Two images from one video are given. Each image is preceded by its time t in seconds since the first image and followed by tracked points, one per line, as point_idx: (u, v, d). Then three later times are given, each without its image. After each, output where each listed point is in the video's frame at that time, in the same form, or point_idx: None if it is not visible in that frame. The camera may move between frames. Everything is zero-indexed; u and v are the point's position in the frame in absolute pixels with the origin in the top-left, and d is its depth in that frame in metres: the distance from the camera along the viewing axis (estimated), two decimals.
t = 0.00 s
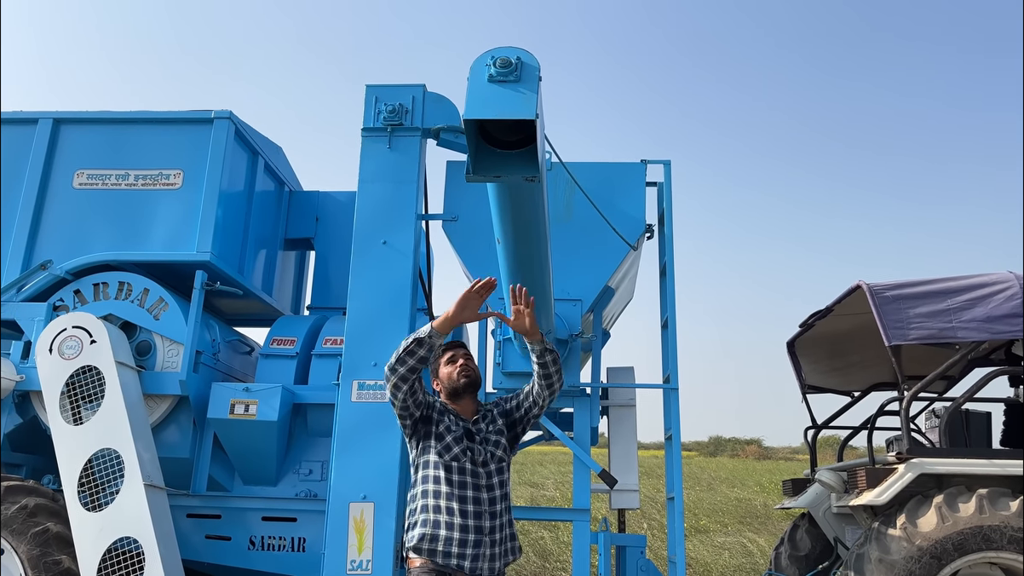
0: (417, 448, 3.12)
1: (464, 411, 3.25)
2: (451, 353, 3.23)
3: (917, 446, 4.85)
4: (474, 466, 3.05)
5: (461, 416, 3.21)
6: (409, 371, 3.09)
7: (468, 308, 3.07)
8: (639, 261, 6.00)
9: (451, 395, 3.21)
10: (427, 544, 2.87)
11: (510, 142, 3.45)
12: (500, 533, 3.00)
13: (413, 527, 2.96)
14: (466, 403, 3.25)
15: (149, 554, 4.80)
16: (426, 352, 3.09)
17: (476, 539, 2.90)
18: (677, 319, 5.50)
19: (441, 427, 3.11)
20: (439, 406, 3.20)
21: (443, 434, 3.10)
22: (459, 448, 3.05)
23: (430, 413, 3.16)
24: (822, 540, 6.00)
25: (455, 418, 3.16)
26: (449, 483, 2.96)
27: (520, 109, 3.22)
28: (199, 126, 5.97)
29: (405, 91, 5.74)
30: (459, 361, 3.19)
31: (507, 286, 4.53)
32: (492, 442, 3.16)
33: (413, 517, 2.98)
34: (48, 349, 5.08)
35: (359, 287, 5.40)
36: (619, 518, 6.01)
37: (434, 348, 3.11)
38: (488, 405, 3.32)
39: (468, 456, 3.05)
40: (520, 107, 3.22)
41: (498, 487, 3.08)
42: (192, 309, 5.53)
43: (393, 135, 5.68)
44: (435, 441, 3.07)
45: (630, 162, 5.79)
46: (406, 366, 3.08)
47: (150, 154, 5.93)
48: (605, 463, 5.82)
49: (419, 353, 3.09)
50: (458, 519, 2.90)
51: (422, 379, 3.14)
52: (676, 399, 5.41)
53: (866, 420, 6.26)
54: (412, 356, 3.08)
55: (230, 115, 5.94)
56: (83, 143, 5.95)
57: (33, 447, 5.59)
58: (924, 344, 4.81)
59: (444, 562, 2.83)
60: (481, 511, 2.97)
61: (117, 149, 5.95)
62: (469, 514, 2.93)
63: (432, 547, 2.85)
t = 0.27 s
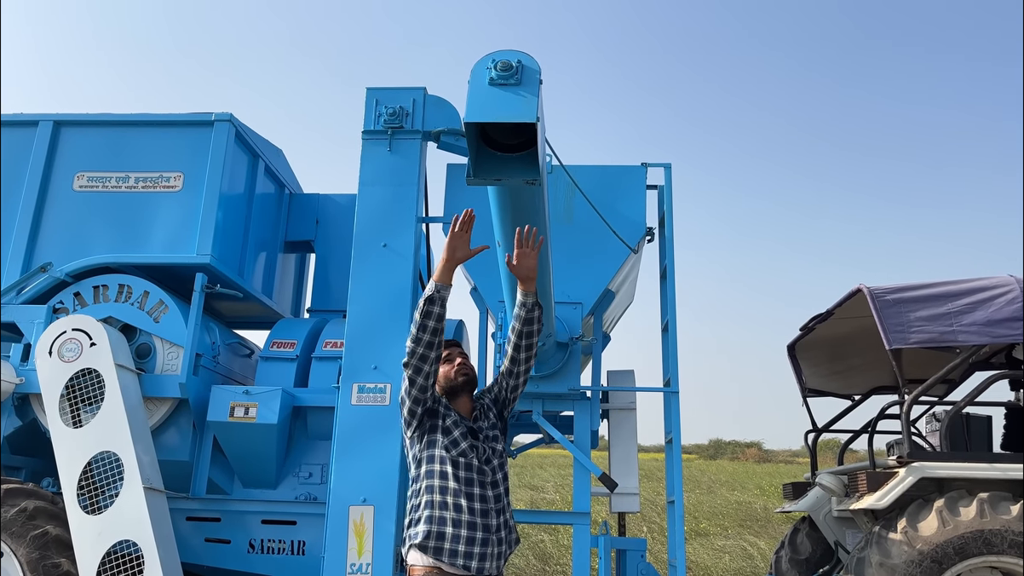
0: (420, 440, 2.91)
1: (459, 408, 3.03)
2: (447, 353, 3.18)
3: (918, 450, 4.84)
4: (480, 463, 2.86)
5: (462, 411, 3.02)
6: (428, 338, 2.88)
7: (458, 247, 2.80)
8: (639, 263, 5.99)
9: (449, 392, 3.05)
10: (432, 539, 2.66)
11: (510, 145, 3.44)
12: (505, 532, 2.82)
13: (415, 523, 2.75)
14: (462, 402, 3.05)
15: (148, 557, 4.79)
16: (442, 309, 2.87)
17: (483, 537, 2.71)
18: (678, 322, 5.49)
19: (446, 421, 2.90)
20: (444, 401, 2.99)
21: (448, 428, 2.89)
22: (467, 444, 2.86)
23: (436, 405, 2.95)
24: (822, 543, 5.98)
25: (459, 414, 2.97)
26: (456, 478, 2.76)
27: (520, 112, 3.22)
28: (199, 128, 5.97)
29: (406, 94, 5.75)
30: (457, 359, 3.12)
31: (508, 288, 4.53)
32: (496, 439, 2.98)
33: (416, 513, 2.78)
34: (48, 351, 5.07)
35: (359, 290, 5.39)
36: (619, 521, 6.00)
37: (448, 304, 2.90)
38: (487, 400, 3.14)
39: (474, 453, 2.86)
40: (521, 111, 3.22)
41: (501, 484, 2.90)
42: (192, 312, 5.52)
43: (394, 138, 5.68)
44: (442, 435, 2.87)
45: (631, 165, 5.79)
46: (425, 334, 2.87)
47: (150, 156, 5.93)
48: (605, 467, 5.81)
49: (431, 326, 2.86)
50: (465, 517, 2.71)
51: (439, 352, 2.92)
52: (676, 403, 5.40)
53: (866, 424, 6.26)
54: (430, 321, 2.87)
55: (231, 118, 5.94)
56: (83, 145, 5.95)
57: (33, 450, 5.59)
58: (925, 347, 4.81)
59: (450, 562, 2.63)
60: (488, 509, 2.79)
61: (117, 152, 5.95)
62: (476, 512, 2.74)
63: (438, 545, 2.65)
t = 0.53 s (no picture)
0: (418, 434, 2.89)
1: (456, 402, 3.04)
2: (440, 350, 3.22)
3: (919, 451, 4.83)
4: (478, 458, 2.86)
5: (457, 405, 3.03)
6: (433, 324, 2.89)
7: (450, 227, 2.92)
8: (640, 264, 5.99)
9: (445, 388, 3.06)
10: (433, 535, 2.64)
11: (511, 147, 3.44)
12: (503, 528, 2.83)
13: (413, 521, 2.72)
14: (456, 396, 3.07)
15: (148, 558, 4.79)
16: (444, 293, 2.90)
17: (484, 533, 2.71)
18: (678, 323, 5.49)
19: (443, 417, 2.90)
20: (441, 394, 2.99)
21: (447, 422, 2.90)
22: (466, 438, 2.87)
23: (433, 399, 2.95)
24: (822, 545, 5.98)
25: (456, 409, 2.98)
26: (457, 472, 2.75)
27: (521, 113, 3.21)
28: (200, 129, 5.96)
29: (406, 95, 5.74)
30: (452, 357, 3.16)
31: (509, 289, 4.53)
32: (492, 436, 3.00)
33: (413, 509, 2.75)
34: (48, 352, 5.07)
35: (360, 291, 5.39)
36: (619, 522, 6.00)
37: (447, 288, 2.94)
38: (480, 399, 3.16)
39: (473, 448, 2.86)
40: (522, 112, 3.22)
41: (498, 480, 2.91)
42: (192, 313, 5.52)
43: (394, 139, 5.68)
44: (441, 428, 2.86)
45: (631, 166, 5.79)
46: (430, 320, 2.88)
47: (150, 157, 5.92)
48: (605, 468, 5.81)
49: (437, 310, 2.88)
50: (466, 513, 2.70)
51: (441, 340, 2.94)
52: (676, 403, 5.40)
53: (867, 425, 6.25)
54: (434, 306, 2.88)
55: (231, 118, 5.93)
56: (83, 146, 5.95)
57: (33, 451, 5.58)
58: (925, 348, 4.80)
59: (451, 559, 2.62)
60: (488, 504, 2.79)
61: (117, 152, 5.94)
62: (477, 507, 2.74)
63: (439, 541, 2.63)
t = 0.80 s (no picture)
0: (408, 437, 2.88)
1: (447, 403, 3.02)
2: (432, 345, 3.11)
3: (920, 448, 4.83)
4: (472, 457, 2.85)
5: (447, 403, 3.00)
6: (403, 332, 2.81)
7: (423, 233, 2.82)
8: (640, 262, 5.98)
9: (436, 389, 3.02)
10: (429, 537, 2.65)
11: (512, 143, 3.43)
12: (501, 525, 2.82)
13: (410, 523, 2.73)
14: (451, 395, 3.03)
15: (149, 556, 4.79)
16: (413, 301, 2.80)
17: (481, 532, 2.71)
18: (679, 321, 5.49)
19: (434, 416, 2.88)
20: (430, 395, 2.96)
21: (438, 422, 2.88)
22: (457, 437, 2.85)
23: (422, 400, 2.93)
24: (823, 543, 5.99)
25: (447, 408, 2.95)
26: (450, 473, 2.75)
27: (522, 109, 3.21)
28: (200, 126, 5.96)
29: (407, 92, 5.73)
30: (443, 357, 3.05)
31: (510, 286, 4.52)
32: (486, 433, 2.98)
33: (409, 512, 2.76)
34: (48, 350, 5.06)
35: (361, 288, 5.38)
36: (620, 520, 6.00)
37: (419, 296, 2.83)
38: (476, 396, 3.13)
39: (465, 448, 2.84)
40: (524, 108, 3.21)
41: (494, 478, 2.89)
42: (192, 310, 5.52)
43: (395, 136, 5.67)
44: (431, 430, 2.85)
45: (632, 163, 5.78)
46: (399, 329, 2.79)
47: (150, 154, 5.92)
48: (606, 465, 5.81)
49: (405, 319, 2.79)
50: (462, 512, 2.70)
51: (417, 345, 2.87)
52: (677, 401, 5.40)
53: (868, 423, 6.25)
54: (403, 314, 2.80)
55: (231, 116, 5.92)
56: (83, 143, 5.94)
57: (33, 449, 5.58)
58: (927, 346, 4.80)
59: (449, 560, 2.62)
60: (484, 502, 2.78)
61: (117, 150, 5.94)
62: (472, 506, 2.73)
63: (435, 544, 2.64)
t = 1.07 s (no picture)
0: (400, 438, 2.89)
1: (443, 403, 3.00)
2: (429, 345, 3.01)
3: (921, 445, 4.83)
4: (464, 455, 2.85)
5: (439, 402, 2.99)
6: (376, 346, 2.81)
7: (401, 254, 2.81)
8: (641, 259, 5.97)
9: (429, 391, 3.00)
10: (421, 538, 2.67)
11: (513, 139, 3.41)
12: (496, 521, 2.82)
13: (403, 523, 2.74)
14: (447, 396, 3.01)
15: (149, 552, 4.79)
16: (386, 319, 2.80)
17: (475, 529, 2.70)
18: (680, 318, 5.48)
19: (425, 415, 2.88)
20: (420, 395, 2.96)
21: (428, 422, 2.87)
22: (448, 436, 2.84)
23: (412, 401, 2.93)
24: (824, 540, 5.97)
25: (439, 408, 2.95)
26: (441, 473, 2.75)
27: (523, 104, 3.20)
28: (200, 122, 5.94)
29: (407, 88, 5.72)
30: (437, 360, 2.97)
31: (510, 282, 4.51)
32: (480, 431, 2.97)
33: (402, 513, 2.77)
34: (48, 346, 5.06)
35: (361, 284, 5.37)
36: (620, 517, 5.98)
37: (394, 312, 2.83)
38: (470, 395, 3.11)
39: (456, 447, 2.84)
40: (524, 104, 3.20)
41: (488, 476, 2.89)
42: (193, 306, 5.51)
43: (395, 132, 5.66)
44: (422, 430, 2.85)
45: (633, 160, 5.77)
46: (370, 343, 2.80)
47: (150, 150, 5.91)
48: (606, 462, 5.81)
49: (376, 335, 2.79)
50: (454, 511, 2.70)
51: (394, 356, 2.86)
52: (678, 398, 5.39)
53: (868, 420, 6.25)
54: (375, 330, 2.80)
55: (232, 111, 5.91)
56: (83, 139, 5.93)
57: (33, 444, 5.57)
58: (927, 343, 4.79)
59: (441, 560, 2.63)
60: (478, 500, 2.77)
61: (117, 145, 5.92)
62: (465, 505, 2.73)
63: (428, 544, 2.66)
